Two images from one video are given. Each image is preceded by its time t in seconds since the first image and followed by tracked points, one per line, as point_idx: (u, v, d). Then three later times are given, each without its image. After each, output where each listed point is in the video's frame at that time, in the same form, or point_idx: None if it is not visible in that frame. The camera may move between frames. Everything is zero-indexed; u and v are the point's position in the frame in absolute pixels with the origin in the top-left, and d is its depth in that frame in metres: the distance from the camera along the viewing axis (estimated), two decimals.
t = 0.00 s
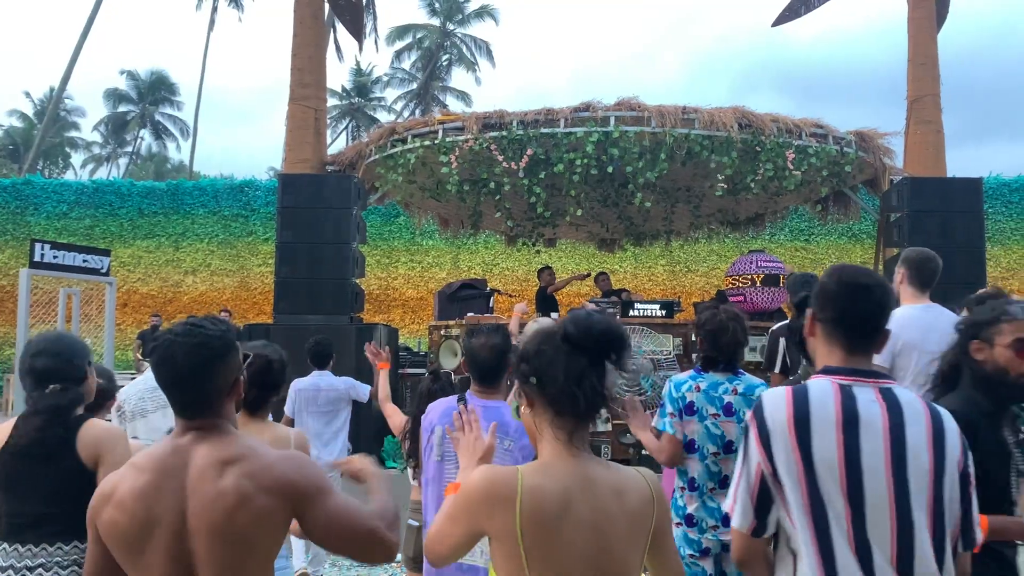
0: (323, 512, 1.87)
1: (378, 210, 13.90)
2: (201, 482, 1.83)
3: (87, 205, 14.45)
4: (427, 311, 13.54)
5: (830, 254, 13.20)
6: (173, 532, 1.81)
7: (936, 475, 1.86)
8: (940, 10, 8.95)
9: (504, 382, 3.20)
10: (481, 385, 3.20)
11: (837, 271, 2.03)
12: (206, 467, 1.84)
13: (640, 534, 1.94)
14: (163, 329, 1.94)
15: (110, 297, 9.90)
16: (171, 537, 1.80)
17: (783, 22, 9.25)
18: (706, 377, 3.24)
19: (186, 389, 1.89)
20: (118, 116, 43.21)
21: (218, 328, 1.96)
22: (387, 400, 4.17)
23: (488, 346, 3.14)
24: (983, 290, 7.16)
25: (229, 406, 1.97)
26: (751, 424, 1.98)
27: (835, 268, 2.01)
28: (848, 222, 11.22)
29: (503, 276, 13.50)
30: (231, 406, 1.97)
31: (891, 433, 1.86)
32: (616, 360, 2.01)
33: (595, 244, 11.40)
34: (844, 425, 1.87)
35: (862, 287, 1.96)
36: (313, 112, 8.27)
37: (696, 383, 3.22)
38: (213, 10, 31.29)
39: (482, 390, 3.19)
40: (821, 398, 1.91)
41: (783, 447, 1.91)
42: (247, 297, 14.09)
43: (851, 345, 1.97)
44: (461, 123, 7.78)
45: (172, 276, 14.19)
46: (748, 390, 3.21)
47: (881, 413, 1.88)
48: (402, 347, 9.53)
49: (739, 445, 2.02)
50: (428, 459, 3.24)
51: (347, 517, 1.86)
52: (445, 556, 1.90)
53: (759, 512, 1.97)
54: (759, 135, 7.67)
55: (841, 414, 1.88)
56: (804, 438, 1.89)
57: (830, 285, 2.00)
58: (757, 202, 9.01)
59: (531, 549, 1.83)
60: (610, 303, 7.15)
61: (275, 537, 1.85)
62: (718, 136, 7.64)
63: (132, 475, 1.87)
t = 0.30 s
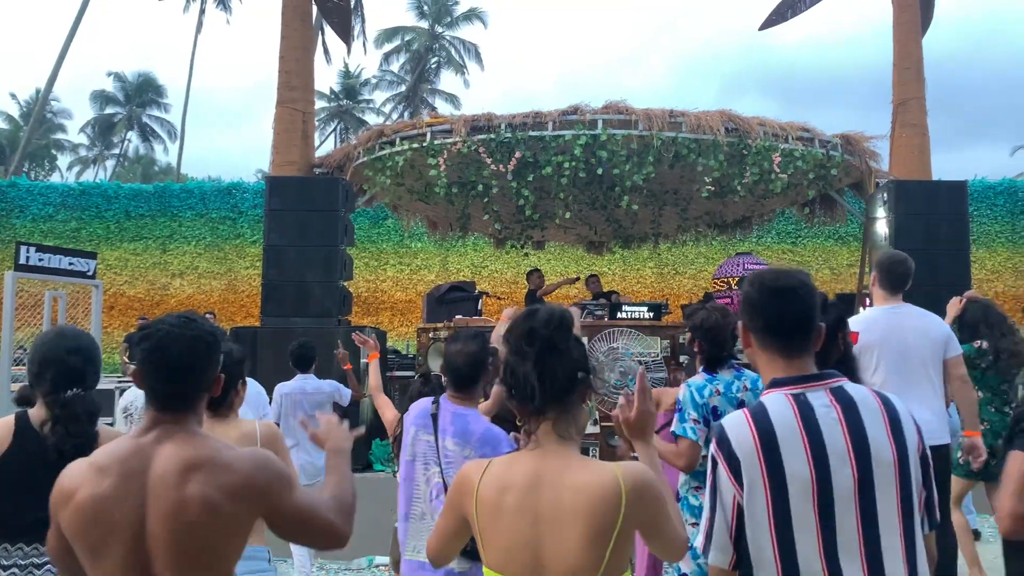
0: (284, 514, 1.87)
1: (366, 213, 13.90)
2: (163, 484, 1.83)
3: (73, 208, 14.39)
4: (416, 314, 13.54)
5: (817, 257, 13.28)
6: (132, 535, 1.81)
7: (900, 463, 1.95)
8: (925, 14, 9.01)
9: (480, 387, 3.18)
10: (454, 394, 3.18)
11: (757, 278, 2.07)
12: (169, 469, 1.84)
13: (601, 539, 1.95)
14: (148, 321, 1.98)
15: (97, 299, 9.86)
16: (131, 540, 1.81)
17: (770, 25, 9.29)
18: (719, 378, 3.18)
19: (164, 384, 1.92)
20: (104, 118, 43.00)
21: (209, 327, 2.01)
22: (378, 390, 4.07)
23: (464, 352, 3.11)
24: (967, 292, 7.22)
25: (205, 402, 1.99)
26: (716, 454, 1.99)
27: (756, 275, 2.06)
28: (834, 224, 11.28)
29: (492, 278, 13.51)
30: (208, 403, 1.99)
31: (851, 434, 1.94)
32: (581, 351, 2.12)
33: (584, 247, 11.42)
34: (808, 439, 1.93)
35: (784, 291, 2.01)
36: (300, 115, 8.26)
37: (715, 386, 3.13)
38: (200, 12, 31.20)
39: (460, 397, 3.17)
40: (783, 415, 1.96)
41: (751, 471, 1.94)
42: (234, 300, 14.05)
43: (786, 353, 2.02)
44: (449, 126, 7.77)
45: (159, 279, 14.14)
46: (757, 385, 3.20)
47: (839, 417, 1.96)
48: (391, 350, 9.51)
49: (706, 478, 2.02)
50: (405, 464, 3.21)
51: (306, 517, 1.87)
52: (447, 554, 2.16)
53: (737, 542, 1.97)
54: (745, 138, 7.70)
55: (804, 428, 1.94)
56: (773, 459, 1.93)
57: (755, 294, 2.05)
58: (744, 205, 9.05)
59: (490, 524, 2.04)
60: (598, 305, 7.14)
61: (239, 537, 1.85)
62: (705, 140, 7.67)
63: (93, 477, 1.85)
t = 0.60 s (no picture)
0: (239, 531, 1.83)
1: (352, 214, 13.82)
2: (117, 490, 1.82)
3: (55, 210, 14.27)
4: (402, 316, 13.51)
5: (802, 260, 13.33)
6: (83, 537, 1.81)
7: (885, 459, 1.97)
8: (909, 19, 9.08)
9: (440, 385, 3.26)
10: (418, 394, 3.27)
11: (730, 286, 2.10)
12: (124, 476, 1.83)
13: (598, 541, 2.07)
14: (115, 330, 1.95)
15: (79, 302, 9.78)
16: (84, 542, 1.81)
17: (755, 29, 9.33)
18: (701, 381, 3.22)
19: (124, 398, 1.89)
20: (87, 119, 42.67)
21: (165, 338, 1.96)
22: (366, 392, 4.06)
23: (420, 352, 3.19)
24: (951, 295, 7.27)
25: (165, 417, 1.95)
26: (700, 464, 1.98)
27: (730, 283, 2.08)
28: (820, 227, 11.33)
29: (478, 281, 13.49)
30: (168, 417, 1.95)
31: (835, 433, 1.95)
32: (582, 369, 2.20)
33: (570, 249, 11.42)
34: (793, 442, 1.94)
35: (761, 299, 2.04)
36: (285, 116, 8.22)
37: (694, 387, 3.19)
38: (185, 13, 31.02)
39: (419, 396, 3.26)
40: (767, 420, 1.96)
41: (739, 478, 1.93)
42: (218, 302, 13.96)
43: (770, 360, 2.05)
44: (435, 128, 7.79)
45: (142, 281, 14.04)
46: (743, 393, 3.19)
47: (822, 416, 1.97)
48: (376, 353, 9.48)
49: (691, 489, 2.00)
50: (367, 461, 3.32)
51: (260, 541, 1.82)
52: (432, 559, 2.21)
53: (724, 551, 1.96)
54: (730, 141, 7.72)
55: (789, 431, 1.95)
56: (759, 464, 1.92)
57: (729, 303, 2.07)
58: (730, 208, 9.07)
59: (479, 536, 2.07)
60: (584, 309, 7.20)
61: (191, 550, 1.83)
62: (690, 143, 7.68)
63: (53, 479, 1.87)
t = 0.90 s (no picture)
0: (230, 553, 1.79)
1: (338, 214, 13.76)
2: (104, 498, 1.80)
3: (39, 210, 14.16)
4: (388, 316, 13.48)
5: (788, 259, 13.38)
6: (74, 543, 1.82)
7: (927, 461, 1.99)
8: (893, 20, 9.13)
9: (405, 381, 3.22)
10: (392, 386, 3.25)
11: (771, 288, 2.09)
12: (110, 485, 1.81)
13: (580, 543, 2.14)
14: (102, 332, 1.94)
15: (63, 302, 9.70)
16: (76, 545, 1.81)
17: (741, 29, 9.35)
18: (658, 380, 3.56)
19: (115, 398, 1.90)
20: (70, 118, 42.33)
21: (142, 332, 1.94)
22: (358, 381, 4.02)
23: (385, 350, 3.17)
24: (936, 294, 7.32)
25: (156, 415, 1.92)
26: (758, 467, 1.93)
27: (769, 287, 2.08)
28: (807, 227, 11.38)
29: (465, 281, 13.47)
30: (159, 415, 1.92)
31: (885, 436, 1.96)
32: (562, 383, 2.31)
33: (557, 249, 11.42)
34: (848, 445, 1.93)
35: (805, 301, 2.04)
36: (271, 116, 8.18)
37: (647, 386, 3.54)
38: (170, 12, 30.85)
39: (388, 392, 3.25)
40: (823, 423, 1.94)
41: (799, 482, 1.90)
42: (203, 303, 13.88)
43: (815, 363, 2.05)
44: (422, 128, 7.78)
45: (127, 282, 13.95)
46: (697, 394, 3.53)
47: (871, 417, 1.97)
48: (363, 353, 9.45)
49: (749, 493, 1.95)
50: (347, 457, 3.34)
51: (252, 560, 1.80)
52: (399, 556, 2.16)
53: (789, 557, 1.91)
54: (717, 141, 7.74)
55: (843, 435, 1.94)
56: (819, 467, 1.90)
57: (772, 304, 2.07)
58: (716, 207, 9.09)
59: (472, 541, 2.03)
60: (571, 308, 7.16)
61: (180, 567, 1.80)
62: (677, 143, 7.69)
63: (54, 480, 1.88)
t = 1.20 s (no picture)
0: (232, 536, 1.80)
1: (328, 213, 13.74)
2: (94, 496, 1.78)
3: (26, 209, 14.09)
4: (379, 315, 13.45)
5: (778, 256, 13.41)
6: (61, 546, 1.77)
7: (952, 466, 2.02)
8: (882, 17, 9.15)
9: (395, 378, 3.27)
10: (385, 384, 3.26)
11: (831, 274, 2.11)
12: (101, 483, 1.78)
13: (527, 534, 1.97)
14: (94, 322, 1.91)
15: (51, 302, 9.64)
16: (57, 548, 1.77)
17: (730, 26, 9.36)
18: (643, 380, 3.58)
19: (106, 393, 1.87)
20: (58, 116, 42.11)
21: (141, 321, 1.93)
22: (346, 379, 3.99)
23: (370, 349, 3.21)
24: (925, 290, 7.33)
25: (150, 407, 1.92)
26: (782, 443, 2.01)
27: (832, 271, 2.09)
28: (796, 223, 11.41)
29: (456, 279, 13.43)
30: (151, 407, 1.92)
31: (913, 435, 1.99)
32: (516, 349, 2.09)
33: (548, 247, 11.40)
34: (876, 437, 1.97)
35: (862, 290, 2.07)
36: (260, 114, 8.15)
37: (633, 387, 3.57)
38: (159, 11, 30.78)
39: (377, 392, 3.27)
40: (853, 411, 1.98)
41: (820, 463, 1.96)
42: (193, 301, 13.81)
43: (859, 351, 2.07)
44: (411, 125, 7.73)
45: (116, 280, 13.88)
46: (684, 388, 3.54)
47: (902, 416, 2.00)
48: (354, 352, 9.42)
49: (773, 469, 2.03)
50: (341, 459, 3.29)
51: (253, 539, 1.81)
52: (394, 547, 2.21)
53: (802, 532, 1.99)
54: (706, 139, 7.74)
55: (873, 426, 1.97)
56: (842, 455, 1.96)
57: (830, 289, 2.08)
58: (706, 205, 9.10)
59: (417, 533, 2.01)
60: (562, 306, 7.15)
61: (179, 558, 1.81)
62: (666, 140, 7.70)
63: (31, 483, 1.83)
